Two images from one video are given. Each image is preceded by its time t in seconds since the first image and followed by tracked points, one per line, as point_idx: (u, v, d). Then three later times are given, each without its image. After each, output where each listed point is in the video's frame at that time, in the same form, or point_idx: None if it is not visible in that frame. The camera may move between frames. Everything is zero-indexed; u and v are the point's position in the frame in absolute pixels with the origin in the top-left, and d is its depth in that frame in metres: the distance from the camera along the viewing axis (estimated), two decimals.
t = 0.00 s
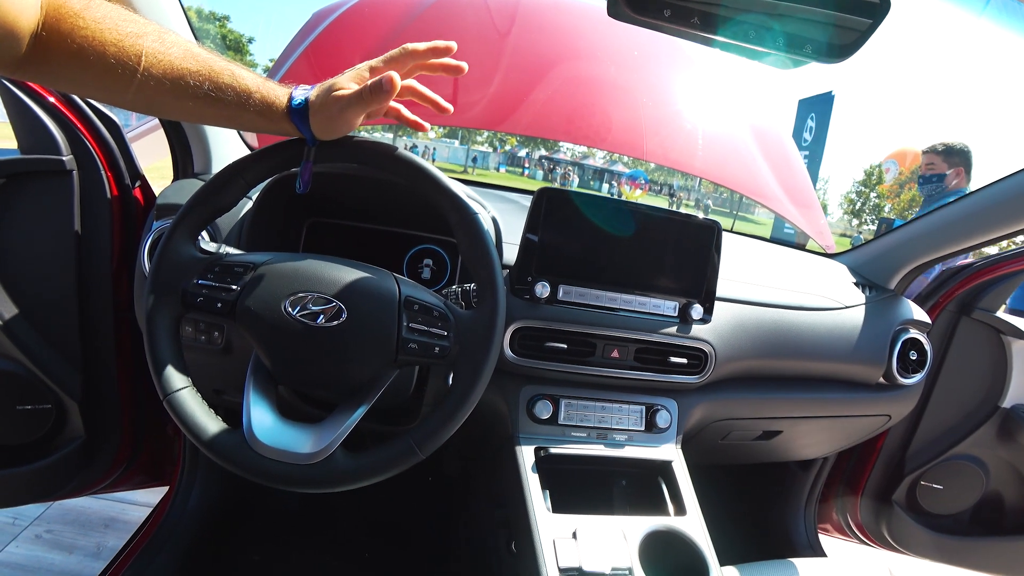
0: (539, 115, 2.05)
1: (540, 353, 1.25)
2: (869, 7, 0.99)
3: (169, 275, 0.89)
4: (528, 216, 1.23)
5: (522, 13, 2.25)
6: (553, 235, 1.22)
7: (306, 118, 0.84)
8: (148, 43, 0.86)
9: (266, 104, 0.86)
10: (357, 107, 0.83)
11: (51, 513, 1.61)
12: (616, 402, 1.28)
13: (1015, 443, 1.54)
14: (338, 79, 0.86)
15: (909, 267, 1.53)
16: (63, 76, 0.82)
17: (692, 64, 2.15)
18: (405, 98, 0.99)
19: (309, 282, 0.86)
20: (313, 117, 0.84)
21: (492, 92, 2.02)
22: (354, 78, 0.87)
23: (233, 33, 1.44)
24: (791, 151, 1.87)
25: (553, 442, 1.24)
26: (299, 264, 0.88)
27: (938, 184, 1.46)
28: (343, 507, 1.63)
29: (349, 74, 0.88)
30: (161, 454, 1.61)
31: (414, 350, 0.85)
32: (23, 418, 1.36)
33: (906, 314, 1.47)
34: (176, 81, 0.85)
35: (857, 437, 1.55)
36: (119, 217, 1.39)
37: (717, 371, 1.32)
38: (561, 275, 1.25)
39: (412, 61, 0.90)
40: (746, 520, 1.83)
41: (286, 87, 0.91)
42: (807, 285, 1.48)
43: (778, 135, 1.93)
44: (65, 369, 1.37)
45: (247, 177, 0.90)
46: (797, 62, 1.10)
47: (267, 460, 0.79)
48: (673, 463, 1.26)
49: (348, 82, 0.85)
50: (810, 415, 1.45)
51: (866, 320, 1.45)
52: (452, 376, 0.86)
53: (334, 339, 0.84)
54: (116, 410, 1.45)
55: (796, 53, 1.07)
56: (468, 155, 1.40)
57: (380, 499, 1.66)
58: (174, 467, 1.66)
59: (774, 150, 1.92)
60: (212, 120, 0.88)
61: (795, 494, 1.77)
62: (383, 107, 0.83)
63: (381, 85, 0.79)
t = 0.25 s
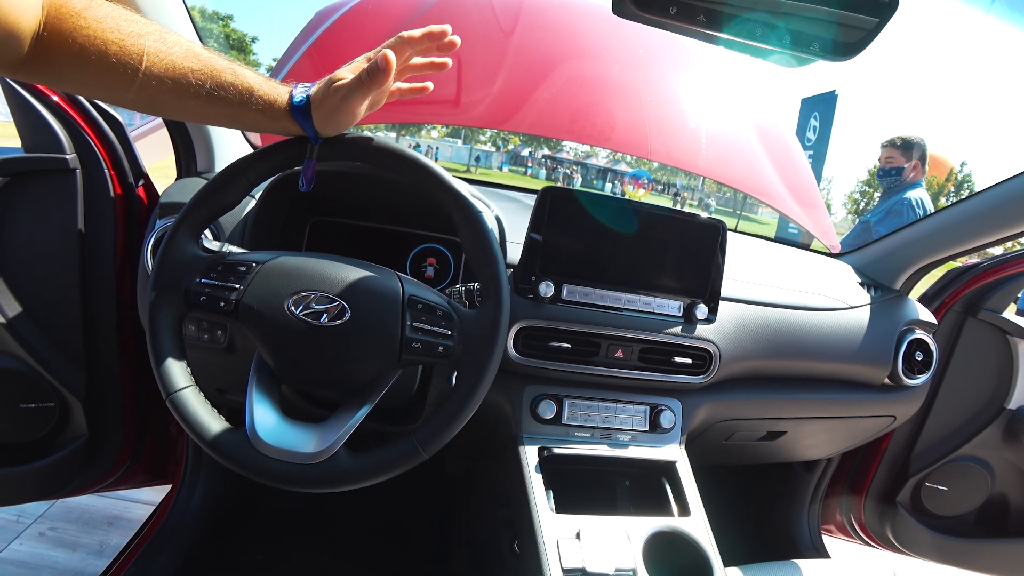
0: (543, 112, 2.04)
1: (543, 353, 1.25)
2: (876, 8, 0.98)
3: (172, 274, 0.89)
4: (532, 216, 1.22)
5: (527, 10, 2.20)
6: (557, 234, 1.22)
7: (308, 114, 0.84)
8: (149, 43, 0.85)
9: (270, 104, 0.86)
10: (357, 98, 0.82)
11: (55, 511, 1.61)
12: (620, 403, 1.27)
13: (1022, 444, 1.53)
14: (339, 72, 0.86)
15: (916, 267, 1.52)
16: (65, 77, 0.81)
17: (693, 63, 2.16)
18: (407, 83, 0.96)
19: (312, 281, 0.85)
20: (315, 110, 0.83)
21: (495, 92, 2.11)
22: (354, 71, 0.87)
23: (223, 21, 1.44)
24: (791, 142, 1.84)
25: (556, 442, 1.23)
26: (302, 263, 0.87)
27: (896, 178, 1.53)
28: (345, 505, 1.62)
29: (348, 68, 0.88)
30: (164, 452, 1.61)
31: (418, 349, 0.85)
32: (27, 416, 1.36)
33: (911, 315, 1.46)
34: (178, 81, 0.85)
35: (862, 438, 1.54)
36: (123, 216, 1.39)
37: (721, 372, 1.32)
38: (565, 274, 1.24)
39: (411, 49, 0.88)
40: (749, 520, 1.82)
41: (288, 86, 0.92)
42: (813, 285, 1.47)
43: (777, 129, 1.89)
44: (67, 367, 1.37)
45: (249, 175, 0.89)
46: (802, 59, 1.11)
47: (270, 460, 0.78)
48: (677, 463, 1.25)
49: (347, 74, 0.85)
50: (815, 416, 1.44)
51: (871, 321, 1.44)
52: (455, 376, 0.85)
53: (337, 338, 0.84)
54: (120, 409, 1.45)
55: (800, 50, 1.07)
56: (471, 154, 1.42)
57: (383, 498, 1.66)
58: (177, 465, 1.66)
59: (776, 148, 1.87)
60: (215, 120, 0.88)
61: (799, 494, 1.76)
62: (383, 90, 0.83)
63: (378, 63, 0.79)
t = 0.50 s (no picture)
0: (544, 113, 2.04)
1: (544, 353, 1.25)
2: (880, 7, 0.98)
3: (174, 273, 0.89)
4: (534, 215, 1.22)
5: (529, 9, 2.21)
6: (559, 234, 1.22)
7: (313, 117, 0.83)
8: (152, 44, 0.85)
9: (269, 104, 0.85)
10: (364, 106, 0.81)
11: (57, 509, 1.61)
12: (621, 403, 1.27)
13: None
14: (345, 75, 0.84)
15: (918, 268, 1.51)
16: (68, 78, 0.82)
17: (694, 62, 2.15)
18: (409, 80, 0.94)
19: (314, 280, 0.85)
20: (319, 115, 0.83)
21: (498, 92, 2.10)
22: (360, 76, 0.85)
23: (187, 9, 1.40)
24: (794, 144, 1.85)
25: (558, 442, 1.23)
26: (304, 263, 0.87)
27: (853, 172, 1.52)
28: (347, 504, 1.63)
29: (354, 71, 0.86)
30: (165, 451, 1.61)
31: (419, 349, 0.85)
32: (29, 415, 1.37)
33: (913, 315, 1.46)
34: (179, 81, 0.85)
35: (864, 439, 1.54)
36: (125, 215, 1.39)
37: (723, 372, 1.31)
38: (566, 275, 1.24)
39: (418, 53, 0.87)
40: (749, 520, 1.82)
41: (290, 86, 0.90)
42: (814, 285, 1.47)
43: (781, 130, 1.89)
44: (69, 366, 1.37)
45: (251, 175, 0.89)
46: (804, 58, 1.10)
47: (271, 459, 0.78)
48: (678, 464, 1.25)
49: (354, 80, 0.84)
50: (816, 416, 1.44)
51: (873, 321, 1.44)
52: (457, 376, 0.85)
53: (339, 337, 0.84)
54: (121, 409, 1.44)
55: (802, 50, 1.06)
56: (473, 154, 1.42)
57: (384, 497, 1.66)
58: (179, 464, 1.67)
59: (779, 150, 1.86)
60: (215, 121, 0.87)
61: (800, 495, 1.76)
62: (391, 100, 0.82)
63: (389, 77, 0.78)
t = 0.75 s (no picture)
0: (545, 113, 2.00)
1: (546, 352, 1.25)
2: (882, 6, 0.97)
3: (175, 273, 0.89)
4: (534, 215, 1.22)
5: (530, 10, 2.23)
6: (560, 234, 1.22)
7: (317, 117, 0.83)
8: (155, 44, 0.85)
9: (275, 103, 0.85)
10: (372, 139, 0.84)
11: (59, 509, 1.62)
12: (622, 402, 1.27)
13: None
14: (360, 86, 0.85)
15: (920, 267, 1.51)
16: (73, 82, 0.82)
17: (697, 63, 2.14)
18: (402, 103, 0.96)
19: (315, 281, 0.85)
20: (324, 118, 0.83)
21: (499, 92, 2.08)
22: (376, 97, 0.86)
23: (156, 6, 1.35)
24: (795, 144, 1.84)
25: (559, 442, 1.23)
26: (305, 263, 0.88)
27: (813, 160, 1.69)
28: (348, 504, 1.63)
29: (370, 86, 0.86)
30: (167, 452, 1.62)
31: (420, 349, 0.85)
32: (31, 415, 1.37)
33: (914, 315, 1.46)
34: (184, 82, 0.85)
35: (865, 439, 1.53)
36: (127, 215, 1.39)
37: (724, 372, 1.31)
38: (567, 274, 1.24)
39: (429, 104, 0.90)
40: (750, 519, 1.82)
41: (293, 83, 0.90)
42: (815, 285, 1.47)
43: (783, 132, 1.89)
44: (71, 366, 1.37)
45: (252, 174, 0.90)
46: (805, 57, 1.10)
47: (273, 459, 0.78)
48: (679, 463, 1.25)
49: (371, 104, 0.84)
50: (818, 416, 1.43)
51: (874, 320, 1.43)
52: (458, 376, 0.85)
53: (340, 337, 0.84)
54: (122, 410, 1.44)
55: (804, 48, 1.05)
56: (474, 154, 1.39)
57: (385, 498, 1.66)
58: (180, 464, 1.67)
59: (779, 148, 1.86)
60: (221, 120, 0.88)
61: (802, 495, 1.75)
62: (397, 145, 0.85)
63: (406, 132, 0.82)
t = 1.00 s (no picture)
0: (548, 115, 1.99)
1: (549, 355, 1.25)
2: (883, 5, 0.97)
3: (179, 275, 0.89)
4: (538, 217, 1.21)
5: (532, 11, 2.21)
6: (563, 236, 1.21)
7: (330, 120, 0.83)
8: (163, 43, 0.85)
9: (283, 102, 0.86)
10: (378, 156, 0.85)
11: (64, 509, 1.62)
12: (626, 405, 1.27)
13: None
14: (377, 100, 0.86)
15: (924, 269, 1.51)
16: (81, 82, 0.82)
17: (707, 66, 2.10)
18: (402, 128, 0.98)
19: (319, 283, 0.85)
20: (336, 123, 0.83)
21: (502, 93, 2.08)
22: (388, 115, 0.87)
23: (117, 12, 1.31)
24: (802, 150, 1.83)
25: (563, 445, 1.23)
26: (308, 266, 0.88)
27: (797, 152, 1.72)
28: (351, 506, 1.63)
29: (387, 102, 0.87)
30: (170, 453, 1.62)
31: (424, 352, 0.84)
32: (35, 417, 1.37)
33: (917, 317, 1.45)
34: (192, 81, 0.85)
35: (869, 441, 1.53)
36: (131, 217, 1.40)
37: (727, 374, 1.31)
38: (571, 276, 1.24)
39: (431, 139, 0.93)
40: (754, 522, 1.82)
41: (302, 83, 0.92)
42: (819, 287, 1.47)
43: (789, 136, 1.88)
44: (75, 367, 1.38)
45: (256, 177, 0.90)
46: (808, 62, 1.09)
47: (277, 462, 0.78)
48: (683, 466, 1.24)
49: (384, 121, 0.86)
50: (821, 418, 1.43)
51: (878, 323, 1.43)
52: (462, 378, 0.85)
53: (344, 340, 0.84)
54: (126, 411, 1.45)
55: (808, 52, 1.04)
56: (477, 156, 1.41)
57: (388, 499, 1.66)
58: (184, 465, 1.67)
59: (783, 151, 1.87)
60: (229, 119, 0.88)
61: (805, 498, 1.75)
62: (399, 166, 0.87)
63: (416, 160, 0.83)
